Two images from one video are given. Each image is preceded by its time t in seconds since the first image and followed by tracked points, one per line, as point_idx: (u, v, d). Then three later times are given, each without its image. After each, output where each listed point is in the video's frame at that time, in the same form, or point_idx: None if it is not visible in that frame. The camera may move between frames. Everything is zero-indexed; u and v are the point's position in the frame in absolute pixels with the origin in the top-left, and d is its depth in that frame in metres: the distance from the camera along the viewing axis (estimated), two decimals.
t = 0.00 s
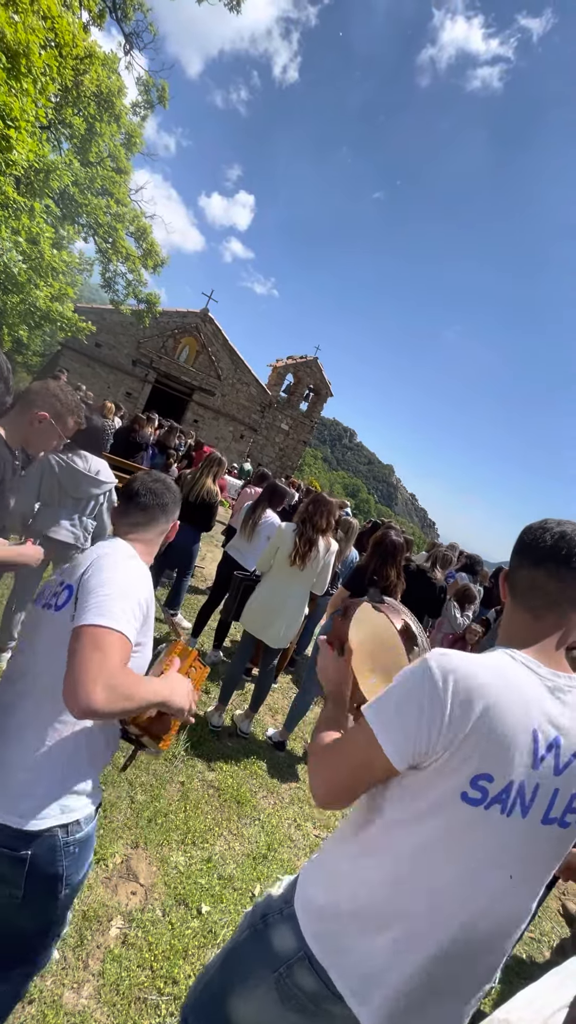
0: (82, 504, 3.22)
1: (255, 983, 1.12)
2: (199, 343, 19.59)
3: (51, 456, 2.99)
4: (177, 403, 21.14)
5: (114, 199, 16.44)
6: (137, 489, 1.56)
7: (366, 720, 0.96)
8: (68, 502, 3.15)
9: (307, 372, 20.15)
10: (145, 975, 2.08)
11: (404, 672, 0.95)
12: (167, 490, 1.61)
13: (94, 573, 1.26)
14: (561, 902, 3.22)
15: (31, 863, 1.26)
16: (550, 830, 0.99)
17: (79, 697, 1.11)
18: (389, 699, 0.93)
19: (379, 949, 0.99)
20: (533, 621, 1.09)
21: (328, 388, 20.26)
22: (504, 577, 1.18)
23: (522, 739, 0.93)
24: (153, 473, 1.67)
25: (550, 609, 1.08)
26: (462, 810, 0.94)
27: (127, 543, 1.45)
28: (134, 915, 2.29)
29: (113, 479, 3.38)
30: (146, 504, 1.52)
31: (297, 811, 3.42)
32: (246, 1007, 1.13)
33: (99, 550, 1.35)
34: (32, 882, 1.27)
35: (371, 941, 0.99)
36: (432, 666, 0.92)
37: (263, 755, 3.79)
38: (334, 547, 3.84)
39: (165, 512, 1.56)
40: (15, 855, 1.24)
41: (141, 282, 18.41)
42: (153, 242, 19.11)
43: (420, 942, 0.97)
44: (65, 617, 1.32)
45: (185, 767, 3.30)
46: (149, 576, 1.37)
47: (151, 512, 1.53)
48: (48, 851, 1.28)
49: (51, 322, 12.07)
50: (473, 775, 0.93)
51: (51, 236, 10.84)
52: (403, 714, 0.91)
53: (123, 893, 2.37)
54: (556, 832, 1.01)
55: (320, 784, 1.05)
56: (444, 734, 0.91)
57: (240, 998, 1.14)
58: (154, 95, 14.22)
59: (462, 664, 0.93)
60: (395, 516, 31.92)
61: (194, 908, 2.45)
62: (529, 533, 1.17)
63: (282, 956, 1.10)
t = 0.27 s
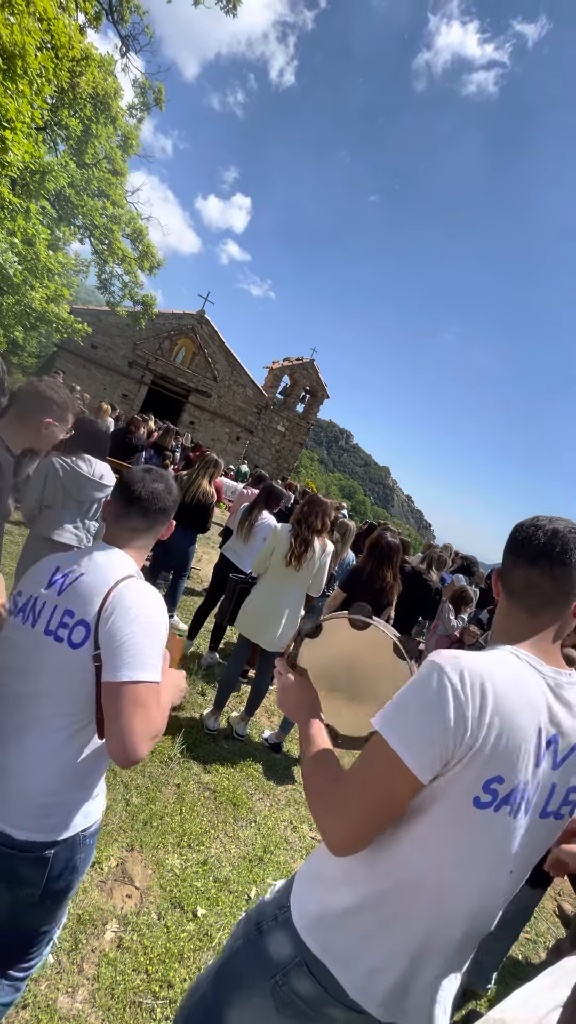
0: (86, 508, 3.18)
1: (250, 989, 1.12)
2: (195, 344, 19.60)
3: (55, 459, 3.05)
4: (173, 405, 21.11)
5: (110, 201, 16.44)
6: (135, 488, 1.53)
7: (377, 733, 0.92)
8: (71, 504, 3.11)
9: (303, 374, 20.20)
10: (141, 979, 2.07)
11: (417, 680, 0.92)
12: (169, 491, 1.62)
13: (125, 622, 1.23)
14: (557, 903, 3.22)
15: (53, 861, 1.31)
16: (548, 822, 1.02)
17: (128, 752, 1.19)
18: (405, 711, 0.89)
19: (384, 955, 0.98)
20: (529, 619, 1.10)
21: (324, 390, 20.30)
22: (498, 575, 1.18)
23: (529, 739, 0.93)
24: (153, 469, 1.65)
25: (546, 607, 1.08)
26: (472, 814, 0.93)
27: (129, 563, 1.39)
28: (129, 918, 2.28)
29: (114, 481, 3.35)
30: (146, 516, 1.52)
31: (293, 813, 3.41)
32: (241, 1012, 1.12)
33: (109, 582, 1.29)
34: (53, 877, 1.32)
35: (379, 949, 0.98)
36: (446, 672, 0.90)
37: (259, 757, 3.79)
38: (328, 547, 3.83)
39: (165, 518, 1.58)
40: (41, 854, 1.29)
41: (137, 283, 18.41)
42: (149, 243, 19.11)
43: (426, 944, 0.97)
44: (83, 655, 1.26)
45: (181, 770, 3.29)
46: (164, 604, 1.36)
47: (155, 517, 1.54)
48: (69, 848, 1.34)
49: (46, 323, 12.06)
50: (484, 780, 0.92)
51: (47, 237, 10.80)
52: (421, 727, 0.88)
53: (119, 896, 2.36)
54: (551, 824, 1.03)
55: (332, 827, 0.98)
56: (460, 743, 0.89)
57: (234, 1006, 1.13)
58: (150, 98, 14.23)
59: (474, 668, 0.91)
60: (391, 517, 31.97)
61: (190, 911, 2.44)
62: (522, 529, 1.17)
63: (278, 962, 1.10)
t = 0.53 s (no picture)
0: (81, 510, 3.19)
1: (248, 998, 1.12)
2: (193, 345, 19.60)
3: (51, 458, 3.03)
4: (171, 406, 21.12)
5: (109, 202, 16.44)
6: (166, 504, 1.43)
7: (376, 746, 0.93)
8: (66, 505, 3.12)
9: (301, 375, 20.22)
10: (138, 981, 2.07)
11: (414, 693, 0.92)
12: (196, 507, 1.53)
13: (163, 663, 1.22)
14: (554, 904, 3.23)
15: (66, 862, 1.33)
16: (547, 825, 1.03)
17: (158, 778, 1.26)
18: (404, 725, 0.90)
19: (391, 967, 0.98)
20: (523, 623, 1.10)
21: (322, 392, 20.32)
22: (490, 579, 1.18)
23: (530, 746, 0.93)
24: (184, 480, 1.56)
25: (540, 610, 1.09)
26: (475, 823, 0.94)
27: (151, 586, 1.32)
28: (126, 920, 2.27)
29: (111, 481, 3.33)
30: (166, 531, 1.44)
31: (291, 814, 3.41)
32: (238, 1015, 1.12)
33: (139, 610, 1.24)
34: (64, 877, 1.34)
35: (386, 961, 0.98)
36: (442, 683, 0.90)
37: (257, 758, 3.78)
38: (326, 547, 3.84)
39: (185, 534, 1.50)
40: (57, 855, 1.31)
41: (136, 284, 18.41)
42: (147, 244, 19.11)
43: (433, 953, 0.97)
44: (110, 686, 1.23)
45: (179, 771, 3.28)
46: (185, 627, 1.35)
47: (174, 533, 1.46)
48: (81, 847, 1.37)
49: (44, 324, 12.05)
50: (488, 789, 0.92)
51: (45, 238, 10.80)
52: (421, 740, 0.88)
53: (116, 898, 2.36)
54: (552, 826, 1.04)
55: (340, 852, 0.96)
56: (463, 757, 0.89)
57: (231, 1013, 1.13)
58: (149, 99, 14.25)
59: (473, 679, 0.91)
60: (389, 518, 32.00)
61: (187, 913, 2.43)
62: (512, 534, 1.18)
63: (277, 973, 1.10)
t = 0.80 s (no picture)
0: (72, 510, 3.20)
1: (250, 1010, 1.12)
2: (193, 346, 19.60)
3: (43, 457, 3.00)
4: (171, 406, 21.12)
5: (109, 202, 16.44)
6: (216, 534, 1.42)
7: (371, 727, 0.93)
8: (57, 504, 3.12)
9: (301, 376, 20.23)
10: (137, 982, 2.07)
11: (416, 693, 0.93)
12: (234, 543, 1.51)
13: (190, 697, 1.21)
14: (552, 905, 3.24)
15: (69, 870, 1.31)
16: (549, 832, 1.03)
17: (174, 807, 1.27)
18: (403, 725, 0.90)
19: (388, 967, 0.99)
20: (527, 625, 1.11)
21: (321, 393, 20.35)
22: (495, 579, 1.18)
23: (533, 751, 0.93)
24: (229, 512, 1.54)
25: (545, 614, 1.09)
26: (477, 828, 0.94)
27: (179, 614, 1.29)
28: (125, 922, 2.27)
29: (104, 484, 3.36)
30: (202, 561, 1.40)
31: (290, 815, 3.41)
32: None
33: (168, 644, 1.21)
34: (66, 882, 1.32)
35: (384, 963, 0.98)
36: (446, 681, 0.91)
37: (256, 759, 3.78)
38: (325, 547, 3.85)
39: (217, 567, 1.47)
40: (63, 864, 1.28)
41: (135, 284, 18.40)
42: (147, 244, 19.12)
43: (432, 957, 0.97)
44: (132, 716, 1.21)
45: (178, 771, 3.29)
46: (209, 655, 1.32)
47: (208, 565, 1.43)
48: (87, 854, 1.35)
49: (44, 323, 12.05)
50: (488, 792, 0.93)
51: (45, 238, 10.80)
52: (418, 735, 0.89)
53: (115, 899, 2.35)
54: (554, 832, 1.04)
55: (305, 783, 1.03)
56: (459, 754, 0.90)
57: None
58: (149, 100, 14.26)
59: (478, 681, 0.91)
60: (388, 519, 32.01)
61: (186, 914, 2.43)
62: (519, 534, 1.17)
63: (279, 985, 1.10)
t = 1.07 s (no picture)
0: (66, 510, 3.21)
1: (246, 1003, 1.12)
2: (193, 346, 19.60)
3: (41, 457, 2.97)
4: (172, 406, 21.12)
5: (110, 202, 16.44)
6: (249, 572, 1.37)
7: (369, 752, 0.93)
8: (52, 505, 3.14)
9: (301, 376, 20.21)
10: (136, 982, 2.07)
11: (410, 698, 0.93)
12: (263, 577, 1.45)
13: (207, 734, 1.21)
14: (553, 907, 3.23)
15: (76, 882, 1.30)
16: (546, 836, 1.03)
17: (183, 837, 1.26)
18: (396, 729, 0.90)
19: (385, 974, 0.98)
20: (522, 629, 1.11)
21: (322, 393, 20.35)
22: (489, 586, 1.19)
23: (528, 756, 0.93)
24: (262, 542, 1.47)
25: (540, 618, 1.09)
26: (472, 832, 0.94)
27: (199, 647, 1.27)
28: (125, 922, 2.27)
29: (98, 482, 3.35)
30: (228, 594, 1.36)
31: (290, 815, 3.41)
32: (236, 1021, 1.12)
33: (189, 678, 1.20)
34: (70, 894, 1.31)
35: (382, 970, 0.98)
36: (438, 691, 0.90)
37: (256, 760, 3.78)
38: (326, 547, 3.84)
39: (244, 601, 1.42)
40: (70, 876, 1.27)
41: (136, 284, 18.41)
42: (148, 244, 19.12)
43: (430, 963, 0.96)
44: (146, 746, 1.20)
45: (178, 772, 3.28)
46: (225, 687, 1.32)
47: (234, 601, 1.38)
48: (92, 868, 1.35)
49: (45, 323, 12.06)
50: (484, 797, 0.93)
51: (46, 238, 10.80)
52: (414, 747, 0.88)
53: (115, 899, 2.35)
54: (551, 837, 1.04)
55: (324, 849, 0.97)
56: (455, 765, 0.89)
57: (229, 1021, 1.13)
58: (150, 100, 14.25)
59: (470, 689, 0.91)
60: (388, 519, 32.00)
61: (186, 915, 2.43)
62: (512, 541, 1.18)
63: (276, 979, 1.10)
